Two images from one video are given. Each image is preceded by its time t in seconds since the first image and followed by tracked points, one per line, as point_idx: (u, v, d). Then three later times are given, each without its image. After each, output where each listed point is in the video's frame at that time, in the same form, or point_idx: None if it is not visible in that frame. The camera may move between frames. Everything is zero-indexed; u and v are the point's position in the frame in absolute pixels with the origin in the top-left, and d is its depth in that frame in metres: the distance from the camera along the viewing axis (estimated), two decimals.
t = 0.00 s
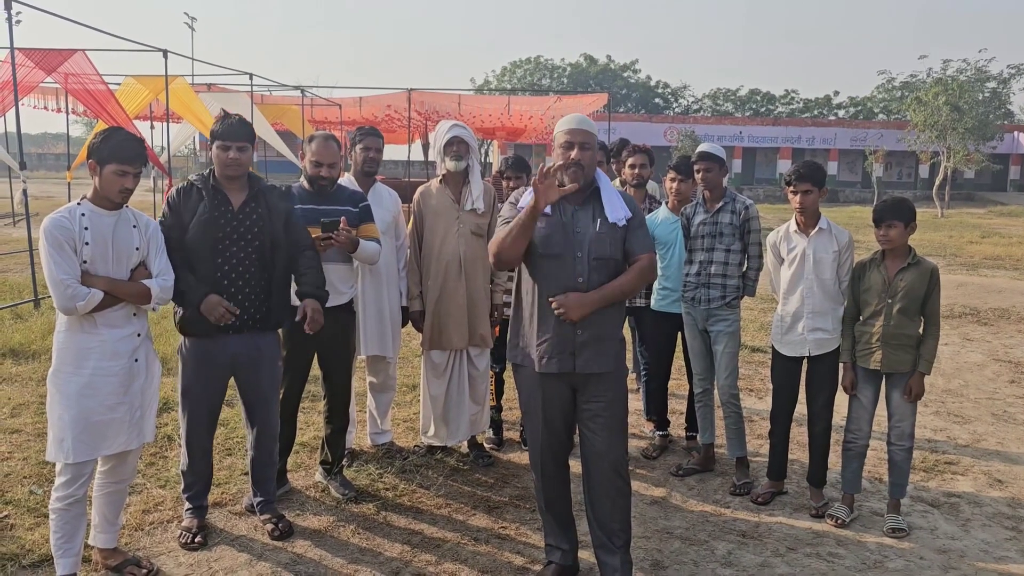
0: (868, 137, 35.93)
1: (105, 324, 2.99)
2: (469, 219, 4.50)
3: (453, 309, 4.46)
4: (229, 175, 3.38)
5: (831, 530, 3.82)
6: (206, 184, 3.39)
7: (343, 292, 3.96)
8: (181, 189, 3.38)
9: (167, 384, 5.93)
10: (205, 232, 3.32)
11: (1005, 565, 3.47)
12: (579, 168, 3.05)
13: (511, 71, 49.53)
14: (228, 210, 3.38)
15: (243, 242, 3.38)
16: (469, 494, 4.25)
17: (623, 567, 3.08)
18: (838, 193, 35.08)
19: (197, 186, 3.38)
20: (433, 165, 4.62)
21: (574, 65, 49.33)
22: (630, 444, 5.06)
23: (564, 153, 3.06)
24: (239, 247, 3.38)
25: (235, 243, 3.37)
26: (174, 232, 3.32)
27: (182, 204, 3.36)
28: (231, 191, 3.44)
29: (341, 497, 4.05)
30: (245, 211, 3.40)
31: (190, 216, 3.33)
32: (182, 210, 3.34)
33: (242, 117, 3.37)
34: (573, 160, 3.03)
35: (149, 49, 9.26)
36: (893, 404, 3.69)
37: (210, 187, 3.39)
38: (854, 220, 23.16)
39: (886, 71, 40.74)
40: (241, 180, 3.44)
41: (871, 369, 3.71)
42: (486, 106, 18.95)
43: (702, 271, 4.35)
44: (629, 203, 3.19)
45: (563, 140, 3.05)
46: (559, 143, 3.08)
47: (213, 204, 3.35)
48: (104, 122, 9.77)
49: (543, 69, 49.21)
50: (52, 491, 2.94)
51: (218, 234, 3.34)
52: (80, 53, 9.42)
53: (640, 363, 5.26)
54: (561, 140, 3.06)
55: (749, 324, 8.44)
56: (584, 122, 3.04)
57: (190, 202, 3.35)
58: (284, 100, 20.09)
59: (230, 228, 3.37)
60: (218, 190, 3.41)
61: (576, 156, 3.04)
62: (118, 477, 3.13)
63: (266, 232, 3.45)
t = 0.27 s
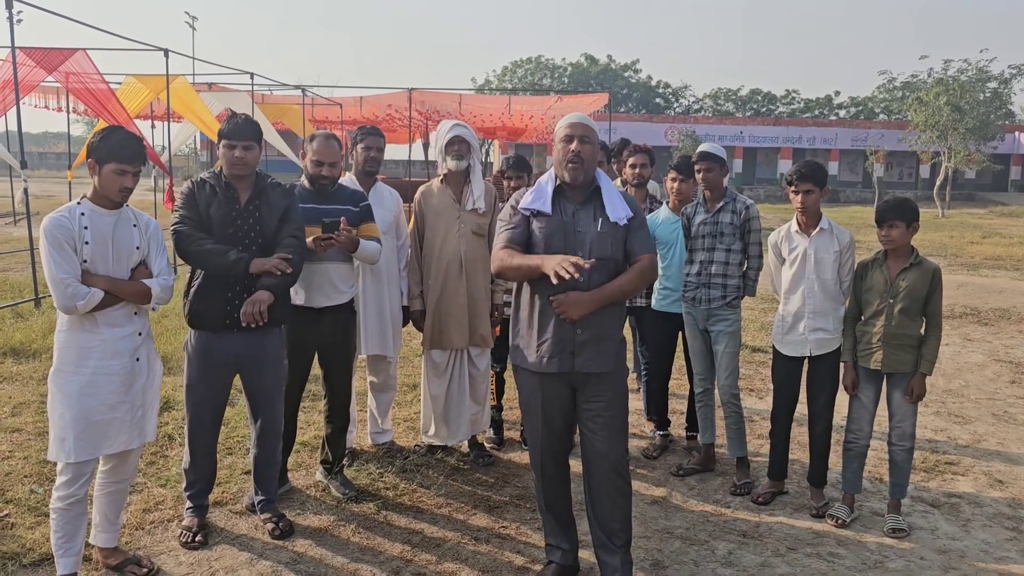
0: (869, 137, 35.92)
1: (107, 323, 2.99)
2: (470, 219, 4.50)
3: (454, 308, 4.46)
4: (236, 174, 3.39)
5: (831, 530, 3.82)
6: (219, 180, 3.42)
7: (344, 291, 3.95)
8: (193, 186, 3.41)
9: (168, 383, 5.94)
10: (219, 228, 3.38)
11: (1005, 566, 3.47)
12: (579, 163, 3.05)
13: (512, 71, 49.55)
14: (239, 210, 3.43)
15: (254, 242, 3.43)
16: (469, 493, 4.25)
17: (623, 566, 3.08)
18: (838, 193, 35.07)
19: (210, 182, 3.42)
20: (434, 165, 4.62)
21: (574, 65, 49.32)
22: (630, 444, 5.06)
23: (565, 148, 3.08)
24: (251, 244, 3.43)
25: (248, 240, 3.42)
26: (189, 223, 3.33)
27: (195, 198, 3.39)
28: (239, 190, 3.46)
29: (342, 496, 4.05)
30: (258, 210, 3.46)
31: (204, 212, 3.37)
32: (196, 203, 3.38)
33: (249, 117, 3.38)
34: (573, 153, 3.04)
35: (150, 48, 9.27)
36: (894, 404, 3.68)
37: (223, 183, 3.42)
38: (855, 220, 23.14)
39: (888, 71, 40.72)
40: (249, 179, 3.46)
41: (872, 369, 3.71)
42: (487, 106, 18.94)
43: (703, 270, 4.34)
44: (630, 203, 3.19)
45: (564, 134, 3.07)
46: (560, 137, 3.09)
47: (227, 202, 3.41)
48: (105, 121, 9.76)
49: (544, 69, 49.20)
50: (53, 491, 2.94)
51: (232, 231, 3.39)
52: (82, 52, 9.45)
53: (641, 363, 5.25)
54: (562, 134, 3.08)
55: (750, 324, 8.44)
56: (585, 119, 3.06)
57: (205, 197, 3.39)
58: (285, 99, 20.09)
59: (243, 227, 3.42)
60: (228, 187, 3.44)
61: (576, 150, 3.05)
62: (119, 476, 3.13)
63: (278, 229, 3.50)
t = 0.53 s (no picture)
0: (869, 137, 35.91)
1: (109, 322, 2.99)
2: (470, 219, 4.50)
3: (454, 308, 4.46)
4: (240, 173, 3.40)
5: (831, 530, 3.82)
6: (225, 179, 3.43)
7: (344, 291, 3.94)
8: (200, 183, 3.41)
9: (168, 382, 5.94)
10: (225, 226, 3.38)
11: (1005, 566, 3.47)
12: (579, 161, 3.06)
13: (512, 71, 49.60)
14: (246, 207, 3.44)
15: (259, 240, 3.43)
16: (470, 493, 4.25)
17: (623, 566, 3.08)
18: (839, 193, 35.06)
19: (215, 181, 3.42)
20: (435, 165, 4.62)
21: (574, 65, 49.31)
22: (630, 444, 5.06)
23: (565, 146, 3.09)
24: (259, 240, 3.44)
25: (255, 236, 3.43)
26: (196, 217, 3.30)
27: (201, 194, 3.38)
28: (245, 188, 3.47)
29: (342, 496, 4.05)
30: (265, 209, 3.47)
31: (211, 209, 3.37)
32: (203, 199, 3.37)
33: (252, 116, 3.38)
34: (573, 151, 3.05)
35: (150, 48, 9.26)
36: (894, 404, 3.68)
37: (229, 181, 3.43)
38: (856, 220, 23.13)
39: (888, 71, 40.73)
40: (253, 178, 3.46)
41: (872, 369, 3.71)
42: (487, 105, 18.93)
43: (703, 270, 4.34)
44: (629, 202, 3.19)
45: (564, 132, 3.08)
46: (560, 135, 3.11)
47: (233, 200, 3.41)
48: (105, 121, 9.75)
49: (544, 69, 49.23)
50: (54, 490, 2.94)
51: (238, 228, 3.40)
52: (82, 51, 9.42)
53: (641, 363, 5.25)
54: (562, 133, 3.09)
55: (750, 324, 8.44)
56: (585, 118, 3.08)
57: (211, 194, 3.39)
58: (285, 99, 20.09)
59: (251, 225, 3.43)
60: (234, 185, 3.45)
61: (576, 147, 3.06)
62: (119, 476, 3.13)
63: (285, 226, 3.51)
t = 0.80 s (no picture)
0: (869, 138, 35.91)
1: (111, 321, 2.99)
2: (470, 219, 4.50)
3: (454, 308, 4.46)
4: (242, 174, 3.41)
5: (831, 531, 3.82)
6: (227, 179, 3.43)
7: (343, 291, 3.94)
8: (202, 183, 3.40)
9: (169, 382, 5.94)
10: (226, 227, 3.37)
11: (1005, 567, 3.47)
12: (578, 162, 3.04)
13: (512, 72, 49.62)
14: (248, 208, 3.43)
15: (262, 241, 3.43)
16: (470, 493, 4.25)
17: (623, 567, 3.08)
18: (838, 194, 35.08)
19: (218, 181, 3.41)
20: (435, 165, 4.62)
21: (574, 65, 49.30)
22: (630, 444, 5.06)
23: (563, 147, 3.07)
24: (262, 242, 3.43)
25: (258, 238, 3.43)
26: (196, 219, 3.30)
27: (203, 196, 3.38)
28: (246, 189, 3.47)
29: (341, 496, 4.05)
30: (268, 210, 3.47)
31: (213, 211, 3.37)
32: (204, 200, 3.36)
33: (253, 117, 3.37)
34: (572, 152, 3.03)
35: (150, 47, 9.24)
36: (894, 405, 3.68)
37: (231, 182, 3.43)
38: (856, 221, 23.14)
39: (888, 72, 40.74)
40: (254, 178, 3.46)
41: (872, 369, 3.71)
42: (487, 106, 18.94)
43: (703, 271, 4.34)
44: (627, 201, 3.19)
45: (562, 135, 3.06)
46: (558, 138, 3.08)
47: (235, 201, 3.41)
48: (105, 121, 9.74)
49: (544, 69, 49.24)
50: (55, 491, 2.94)
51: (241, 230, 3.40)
52: (82, 51, 9.39)
53: (641, 363, 5.25)
54: (561, 134, 3.06)
55: (750, 325, 8.45)
56: (583, 120, 3.04)
57: (212, 195, 3.39)
58: (285, 99, 20.09)
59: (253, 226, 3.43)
60: (237, 186, 3.45)
61: (575, 149, 3.03)
62: (120, 475, 3.13)
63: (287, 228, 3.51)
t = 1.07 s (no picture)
0: (870, 138, 35.90)
1: (111, 320, 3.00)
2: (470, 219, 4.50)
3: (453, 308, 4.46)
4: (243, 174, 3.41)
5: (831, 531, 3.82)
6: (228, 179, 3.44)
7: (343, 290, 3.94)
8: (205, 183, 3.41)
9: (169, 382, 5.94)
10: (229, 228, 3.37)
11: (1004, 567, 3.47)
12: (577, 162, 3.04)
13: (513, 72, 49.63)
14: (249, 208, 3.44)
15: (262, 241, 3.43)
16: (470, 493, 4.25)
17: (623, 567, 3.08)
18: (838, 194, 35.09)
19: (218, 181, 3.42)
20: (435, 165, 4.63)
21: (575, 65, 49.29)
22: (630, 444, 5.06)
23: (560, 148, 3.06)
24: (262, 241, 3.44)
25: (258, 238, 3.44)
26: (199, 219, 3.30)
27: (205, 195, 3.38)
28: (247, 189, 3.47)
29: (341, 496, 4.06)
30: (269, 210, 3.47)
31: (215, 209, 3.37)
32: (208, 200, 3.37)
33: (252, 116, 3.37)
34: (570, 153, 3.02)
35: (151, 48, 9.24)
36: (894, 405, 3.68)
37: (232, 182, 3.44)
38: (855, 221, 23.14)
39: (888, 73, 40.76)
40: (255, 178, 3.47)
41: (873, 369, 3.71)
42: (487, 106, 18.94)
43: (703, 271, 4.34)
44: (626, 201, 3.19)
45: (560, 135, 3.05)
46: (556, 139, 3.07)
47: (238, 202, 3.41)
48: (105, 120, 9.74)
49: (544, 69, 49.24)
50: (54, 490, 2.93)
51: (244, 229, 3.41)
52: (82, 51, 9.37)
53: (641, 364, 5.25)
54: (558, 134, 3.05)
55: (749, 325, 8.45)
56: (580, 119, 3.05)
57: (215, 195, 3.39)
58: (285, 99, 20.11)
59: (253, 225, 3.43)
60: (239, 185, 3.46)
61: (573, 149, 3.03)
62: (119, 475, 3.13)
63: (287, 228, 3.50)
